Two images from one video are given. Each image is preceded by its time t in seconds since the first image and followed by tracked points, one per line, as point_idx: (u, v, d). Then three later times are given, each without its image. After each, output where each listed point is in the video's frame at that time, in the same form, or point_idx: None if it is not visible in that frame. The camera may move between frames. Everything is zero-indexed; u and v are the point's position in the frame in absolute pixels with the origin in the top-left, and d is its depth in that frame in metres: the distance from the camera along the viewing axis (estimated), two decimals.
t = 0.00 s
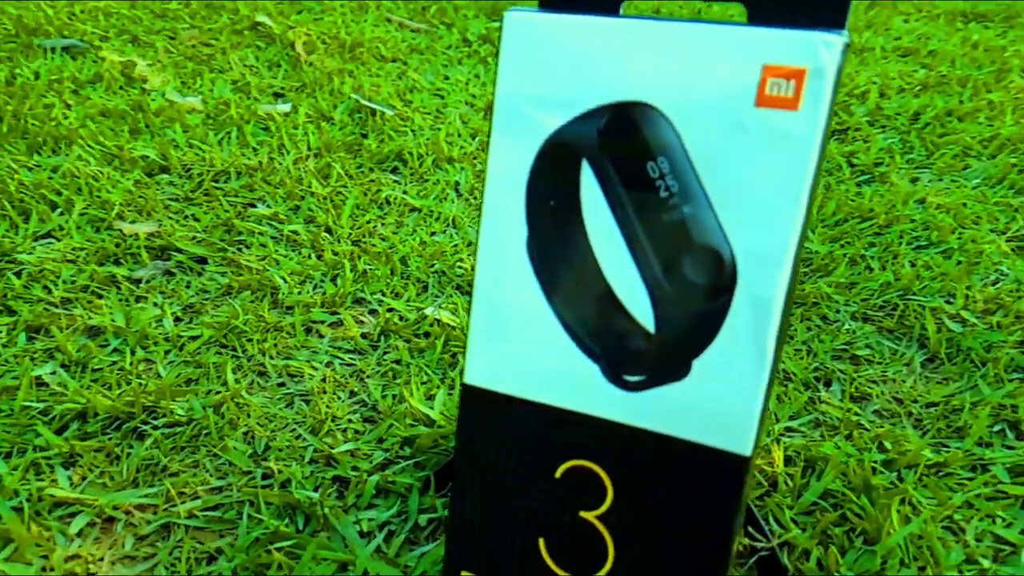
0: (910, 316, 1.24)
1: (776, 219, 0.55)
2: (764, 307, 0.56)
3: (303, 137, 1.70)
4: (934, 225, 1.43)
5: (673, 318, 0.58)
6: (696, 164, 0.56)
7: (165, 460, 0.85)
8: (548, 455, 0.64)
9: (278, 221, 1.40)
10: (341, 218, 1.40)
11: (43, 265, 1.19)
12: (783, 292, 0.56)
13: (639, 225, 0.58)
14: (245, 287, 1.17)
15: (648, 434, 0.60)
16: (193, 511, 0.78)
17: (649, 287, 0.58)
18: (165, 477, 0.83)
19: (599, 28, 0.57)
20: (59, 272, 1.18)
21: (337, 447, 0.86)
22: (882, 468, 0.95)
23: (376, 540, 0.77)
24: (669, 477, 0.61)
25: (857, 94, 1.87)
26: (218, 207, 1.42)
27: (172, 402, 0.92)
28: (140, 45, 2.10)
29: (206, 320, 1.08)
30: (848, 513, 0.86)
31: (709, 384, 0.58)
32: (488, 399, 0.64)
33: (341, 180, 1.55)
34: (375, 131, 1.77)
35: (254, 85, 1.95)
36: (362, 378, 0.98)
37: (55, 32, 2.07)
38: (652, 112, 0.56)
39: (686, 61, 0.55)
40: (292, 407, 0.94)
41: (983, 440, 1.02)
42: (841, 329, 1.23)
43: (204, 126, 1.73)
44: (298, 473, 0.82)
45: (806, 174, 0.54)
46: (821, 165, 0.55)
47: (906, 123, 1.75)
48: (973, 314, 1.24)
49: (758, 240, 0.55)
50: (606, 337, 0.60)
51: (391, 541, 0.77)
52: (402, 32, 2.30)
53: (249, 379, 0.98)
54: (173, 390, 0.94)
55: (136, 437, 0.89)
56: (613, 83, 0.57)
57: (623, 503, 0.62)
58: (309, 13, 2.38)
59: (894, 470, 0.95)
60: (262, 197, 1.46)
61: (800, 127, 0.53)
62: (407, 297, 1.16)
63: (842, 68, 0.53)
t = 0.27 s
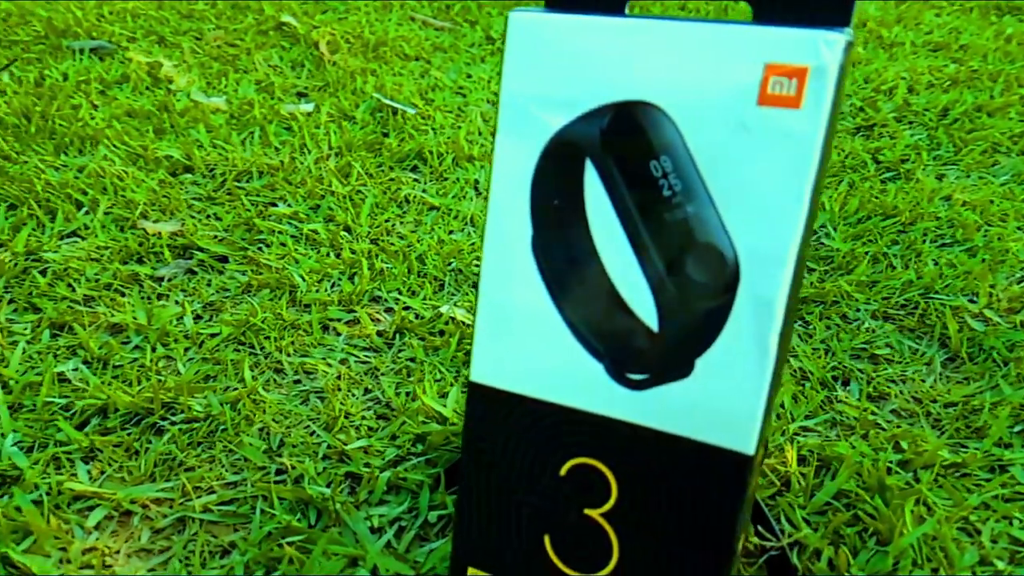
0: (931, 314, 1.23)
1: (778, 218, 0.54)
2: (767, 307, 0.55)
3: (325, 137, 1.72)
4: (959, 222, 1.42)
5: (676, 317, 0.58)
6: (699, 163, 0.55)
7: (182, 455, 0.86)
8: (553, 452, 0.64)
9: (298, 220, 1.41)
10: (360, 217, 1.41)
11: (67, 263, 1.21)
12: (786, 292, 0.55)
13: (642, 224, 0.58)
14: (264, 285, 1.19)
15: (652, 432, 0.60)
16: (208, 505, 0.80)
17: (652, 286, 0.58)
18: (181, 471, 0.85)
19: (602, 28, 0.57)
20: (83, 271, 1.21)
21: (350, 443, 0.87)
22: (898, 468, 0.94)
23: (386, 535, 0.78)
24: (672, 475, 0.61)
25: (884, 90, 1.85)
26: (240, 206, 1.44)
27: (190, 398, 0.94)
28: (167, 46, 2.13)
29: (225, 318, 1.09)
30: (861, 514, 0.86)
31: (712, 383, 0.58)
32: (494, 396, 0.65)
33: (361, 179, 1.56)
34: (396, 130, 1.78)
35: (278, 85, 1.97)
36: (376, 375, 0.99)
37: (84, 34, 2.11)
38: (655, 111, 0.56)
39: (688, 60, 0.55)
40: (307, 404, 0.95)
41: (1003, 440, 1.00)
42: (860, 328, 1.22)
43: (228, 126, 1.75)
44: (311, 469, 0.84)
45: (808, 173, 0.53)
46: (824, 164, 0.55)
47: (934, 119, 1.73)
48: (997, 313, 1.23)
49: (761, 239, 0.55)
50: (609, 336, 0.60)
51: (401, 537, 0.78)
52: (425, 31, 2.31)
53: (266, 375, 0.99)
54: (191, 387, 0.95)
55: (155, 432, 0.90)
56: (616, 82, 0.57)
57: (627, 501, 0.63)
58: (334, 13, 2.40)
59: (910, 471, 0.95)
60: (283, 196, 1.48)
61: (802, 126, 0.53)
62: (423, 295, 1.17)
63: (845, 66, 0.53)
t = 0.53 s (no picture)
0: (947, 314, 1.22)
1: (775, 218, 0.54)
2: (764, 307, 0.55)
3: (342, 136, 1.73)
4: (978, 221, 1.40)
5: (674, 316, 0.58)
6: (696, 163, 0.56)
7: (193, 451, 0.87)
8: (554, 450, 0.65)
9: (314, 219, 1.43)
10: (374, 216, 1.42)
11: (86, 262, 1.23)
12: (783, 291, 0.55)
13: (640, 224, 0.58)
14: (279, 284, 1.20)
15: (651, 431, 0.61)
16: (218, 501, 0.81)
17: (651, 285, 0.59)
18: (192, 467, 0.86)
19: (600, 29, 0.57)
20: (101, 269, 1.22)
21: (358, 441, 0.88)
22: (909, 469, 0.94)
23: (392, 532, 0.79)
24: (671, 474, 0.61)
25: (906, 87, 1.83)
26: (256, 205, 1.45)
27: (203, 395, 0.95)
28: (188, 46, 2.15)
29: (239, 316, 1.10)
30: (869, 514, 0.85)
31: (710, 382, 0.58)
32: (496, 394, 0.65)
33: (377, 178, 1.57)
34: (413, 129, 1.79)
35: (297, 85, 1.98)
36: (386, 374, 1.00)
37: (106, 36, 2.13)
38: (652, 111, 0.56)
39: (685, 60, 0.55)
40: (317, 401, 0.96)
41: (1016, 442, 0.99)
42: (875, 328, 1.21)
43: (246, 126, 1.76)
44: (319, 465, 0.85)
45: (805, 173, 0.53)
46: (822, 164, 0.55)
47: (957, 116, 1.71)
48: (1014, 313, 1.22)
49: (758, 239, 0.55)
50: (608, 334, 0.60)
51: (407, 533, 0.79)
52: (445, 30, 2.32)
53: (278, 373, 1.00)
54: (204, 384, 0.97)
55: (168, 429, 0.92)
56: (613, 83, 0.57)
57: (627, 500, 0.63)
58: (354, 12, 2.41)
59: (920, 471, 0.94)
60: (299, 195, 1.49)
61: (798, 126, 0.53)
62: (434, 294, 1.18)
63: (842, 65, 0.52)
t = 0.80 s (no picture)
0: (964, 313, 1.21)
1: (774, 218, 0.54)
2: (763, 307, 0.55)
3: (359, 136, 1.74)
4: (999, 219, 1.39)
5: (674, 315, 0.58)
6: (695, 163, 0.56)
7: (207, 448, 0.89)
8: (556, 448, 0.65)
9: (329, 218, 1.44)
10: (389, 215, 1.43)
11: (106, 261, 1.25)
12: (782, 291, 0.55)
13: (640, 224, 0.58)
14: (293, 283, 1.21)
15: (651, 430, 0.61)
16: (230, 497, 0.82)
17: (651, 285, 0.59)
18: (205, 463, 0.87)
19: (601, 29, 0.57)
20: (120, 269, 1.24)
21: (368, 438, 0.89)
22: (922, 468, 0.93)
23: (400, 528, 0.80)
24: (672, 472, 0.61)
25: (929, 83, 1.81)
26: (273, 205, 1.47)
27: (216, 392, 0.97)
28: (209, 47, 2.17)
29: (254, 315, 1.12)
30: (878, 514, 0.85)
31: (709, 381, 0.58)
32: (499, 392, 0.66)
33: (393, 177, 1.58)
34: (429, 128, 1.80)
35: (315, 84, 1.99)
36: (397, 372, 1.01)
37: (129, 37, 2.16)
38: (652, 112, 0.57)
39: (684, 60, 0.55)
40: (328, 399, 0.97)
41: None
42: (890, 327, 1.21)
43: (265, 126, 1.78)
44: (329, 462, 0.86)
45: (804, 173, 0.53)
46: (822, 164, 0.55)
47: (980, 113, 1.70)
48: None
49: (757, 239, 0.55)
50: (609, 333, 0.60)
51: (414, 530, 0.79)
52: (464, 28, 2.32)
53: (290, 371, 1.02)
54: (218, 381, 0.98)
55: (182, 426, 0.93)
56: (614, 84, 0.58)
57: (629, 498, 0.63)
58: (373, 12, 2.42)
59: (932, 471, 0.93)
60: (315, 195, 1.50)
61: (796, 126, 0.53)
62: (447, 293, 1.19)
63: (840, 65, 0.52)
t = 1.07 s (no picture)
0: (977, 311, 1.20)
1: (769, 219, 0.55)
2: (759, 308, 0.56)
3: (373, 135, 1.75)
4: (1015, 216, 1.38)
5: (671, 316, 0.59)
6: (691, 165, 0.56)
7: (218, 446, 0.90)
8: (556, 447, 0.66)
9: (342, 218, 1.45)
10: (401, 215, 1.44)
11: (122, 262, 1.27)
12: (778, 292, 0.56)
13: (637, 225, 0.59)
14: (305, 283, 1.22)
15: (650, 429, 0.62)
16: (240, 494, 0.84)
17: (649, 285, 0.59)
18: (216, 461, 0.89)
19: (597, 31, 0.58)
20: (136, 269, 1.26)
21: (376, 437, 0.90)
22: (930, 467, 0.93)
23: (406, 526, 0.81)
24: (670, 472, 0.62)
25: (948, 78, 1.80)
26: (287, 206, 1.48)
27: (228, 391, 0.98)
28: (227, 48, 2.18)
29: (266, 315, 1.13)
30: (884, 514, 0.85)
31: (707, 381, 0.59)
32: (500, 392, 0.67)
33: (406, 177, 1.59)
34: (443, 127, 1.80)
35: (331, 84, 2.01)
36: (406, 371, 1.02)
37: (147, 38, 2.18)
38: (648, 114, 0.57)
39: (679, 62, 0.56)
40: (338, 398, 0.98)
41: None
42: (902, 326, 1.20)
43: (280, 127, 1.79)
44: (337, 461, 0.87)
45: (799, 174, 0.53)
46: (818, 164, 0.55)
47: (1000, 108, 1.68)
48: None
49: (753, 240, 0.55)
50: (607, 333, 0.61)
51: (420, 528, 0.80)
52: (480, 26, 2.33)
53: (301, 370, 1.03)
54: (230, 380, 0.99)
55: (194, 424, 0.95)
56: (610, 85, 0.58)
57: (628, 497, 0.64)
58: (390, 11, 2.43)
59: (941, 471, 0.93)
60: (329, 195, 1.52)
61: (791, 127, 0.53)
62: (457, 292, 1.20)
63: (834, 66, 0.52)
